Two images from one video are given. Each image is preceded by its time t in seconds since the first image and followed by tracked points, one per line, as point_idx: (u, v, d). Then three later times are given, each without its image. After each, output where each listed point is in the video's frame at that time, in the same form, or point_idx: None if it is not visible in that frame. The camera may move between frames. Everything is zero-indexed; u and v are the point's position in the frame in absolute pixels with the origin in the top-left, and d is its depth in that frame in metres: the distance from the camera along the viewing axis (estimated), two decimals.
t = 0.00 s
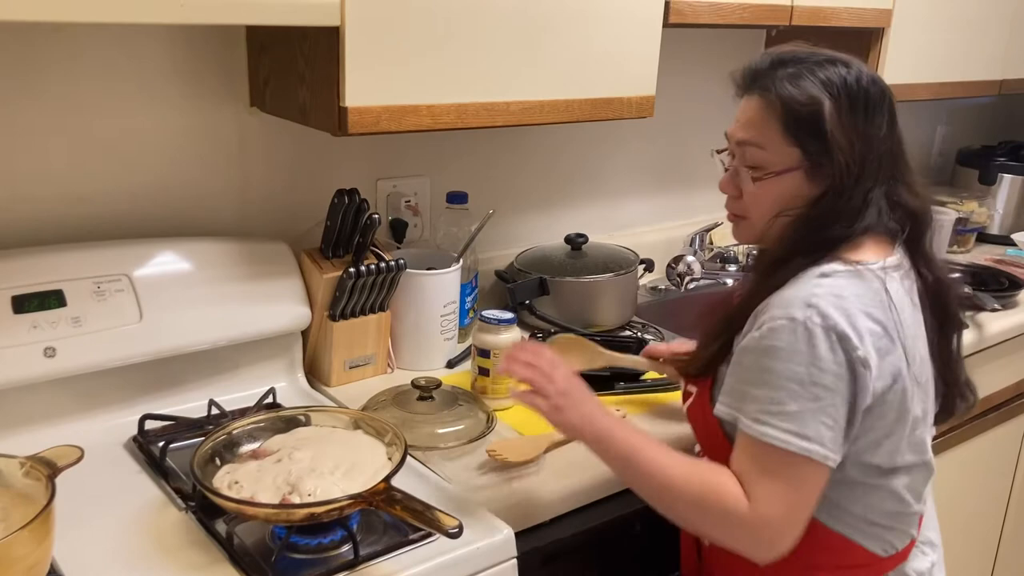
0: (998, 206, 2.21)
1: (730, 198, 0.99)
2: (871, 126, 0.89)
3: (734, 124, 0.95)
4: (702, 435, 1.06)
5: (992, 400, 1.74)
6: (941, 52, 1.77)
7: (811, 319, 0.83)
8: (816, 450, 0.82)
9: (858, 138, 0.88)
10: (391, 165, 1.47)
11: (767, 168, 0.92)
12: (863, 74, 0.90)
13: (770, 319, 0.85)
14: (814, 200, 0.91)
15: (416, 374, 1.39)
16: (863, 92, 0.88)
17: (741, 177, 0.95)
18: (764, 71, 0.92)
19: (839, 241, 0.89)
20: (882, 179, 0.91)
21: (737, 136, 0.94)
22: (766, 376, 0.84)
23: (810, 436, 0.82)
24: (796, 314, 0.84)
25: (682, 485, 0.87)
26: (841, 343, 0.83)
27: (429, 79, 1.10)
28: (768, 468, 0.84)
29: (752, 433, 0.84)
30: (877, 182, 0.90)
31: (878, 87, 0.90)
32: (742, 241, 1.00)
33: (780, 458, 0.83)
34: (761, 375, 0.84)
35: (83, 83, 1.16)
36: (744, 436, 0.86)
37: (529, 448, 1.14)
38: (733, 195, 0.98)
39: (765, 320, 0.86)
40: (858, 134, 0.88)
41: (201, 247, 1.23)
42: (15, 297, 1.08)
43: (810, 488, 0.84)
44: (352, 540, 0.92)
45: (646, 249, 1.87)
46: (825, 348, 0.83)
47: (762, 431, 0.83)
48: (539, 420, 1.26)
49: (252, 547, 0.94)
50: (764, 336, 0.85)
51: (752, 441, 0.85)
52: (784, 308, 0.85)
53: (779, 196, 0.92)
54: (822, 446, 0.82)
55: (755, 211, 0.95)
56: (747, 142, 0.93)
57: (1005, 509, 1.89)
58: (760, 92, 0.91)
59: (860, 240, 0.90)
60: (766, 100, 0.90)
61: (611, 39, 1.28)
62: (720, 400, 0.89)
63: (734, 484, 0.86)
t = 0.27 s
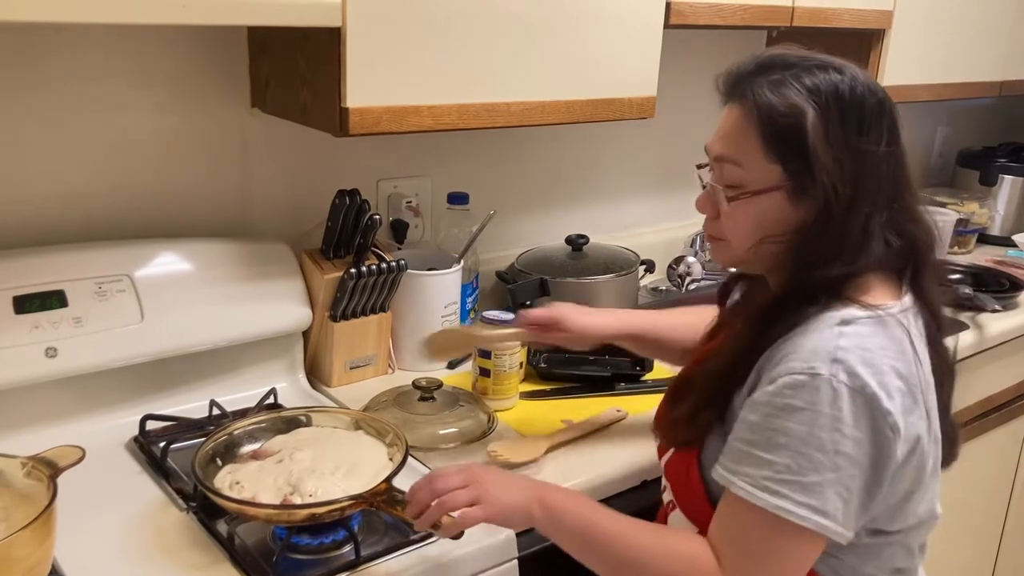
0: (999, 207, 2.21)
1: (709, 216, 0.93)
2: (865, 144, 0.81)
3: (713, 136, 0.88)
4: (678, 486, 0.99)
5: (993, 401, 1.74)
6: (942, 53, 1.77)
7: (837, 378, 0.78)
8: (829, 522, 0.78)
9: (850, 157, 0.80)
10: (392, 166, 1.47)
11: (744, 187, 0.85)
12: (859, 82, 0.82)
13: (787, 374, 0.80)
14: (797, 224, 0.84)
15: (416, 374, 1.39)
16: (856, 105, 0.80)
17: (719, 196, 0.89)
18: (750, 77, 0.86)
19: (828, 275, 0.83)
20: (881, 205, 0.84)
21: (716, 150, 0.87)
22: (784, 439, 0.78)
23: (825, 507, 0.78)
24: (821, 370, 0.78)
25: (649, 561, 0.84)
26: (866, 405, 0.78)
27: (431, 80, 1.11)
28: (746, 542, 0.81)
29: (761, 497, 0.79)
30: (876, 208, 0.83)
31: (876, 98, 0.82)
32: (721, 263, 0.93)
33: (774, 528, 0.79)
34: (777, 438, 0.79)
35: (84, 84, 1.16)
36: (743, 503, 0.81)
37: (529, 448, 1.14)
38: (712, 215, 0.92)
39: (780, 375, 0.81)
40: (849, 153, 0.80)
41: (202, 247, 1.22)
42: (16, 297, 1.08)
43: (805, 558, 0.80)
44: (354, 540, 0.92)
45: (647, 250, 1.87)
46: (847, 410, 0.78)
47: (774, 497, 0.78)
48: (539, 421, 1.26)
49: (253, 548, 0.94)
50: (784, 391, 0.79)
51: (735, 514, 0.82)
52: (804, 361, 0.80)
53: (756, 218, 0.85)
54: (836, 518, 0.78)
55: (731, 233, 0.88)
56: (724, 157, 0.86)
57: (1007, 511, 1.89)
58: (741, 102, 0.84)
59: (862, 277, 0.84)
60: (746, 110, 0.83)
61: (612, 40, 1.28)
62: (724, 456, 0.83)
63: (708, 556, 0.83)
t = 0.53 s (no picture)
0: (1000, 206, 2.21)
1: (684, 231, 0.86)
2: (855, 161, 0.75)
3: (689, 147, 0.81)
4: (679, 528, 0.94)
5: (995, 400, 1.74)
6: (943, 52, 1.78)
7: (860, 403, 0.73)
8: (860, 558, 0.74)
9: (834, 175, 0.74)
10: (394, 165, 1.47)
11: (719, 205, 0.79)
12: (846, 89, 0.75)
13: (806, 403, 0.75)
14: (779, 246, 0.78)
15: (418, 373, 1.40)
16: (845, 118, 0.74)
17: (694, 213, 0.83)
18: (728, 84, 0.80)
19: (822, 306, 0.77)
20: (876, 229, 0.78)
21: (692, 163, 0.81)
22: (808, 473, 0.74)
23: (855, 542, 0.74)
24: (843, 395, 0.74)
25: None
26: (893, 430, 0.74)
27: (433, 78, 1.11)
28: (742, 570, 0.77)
29: (786, 536, 0.75)
30: (872, 233, 0.77)
31: (865, 106, 0.75)
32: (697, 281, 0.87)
33: (774, 559, 0.76)
34: (801, 472, 0.74)
35: (87, 82, 1.16)
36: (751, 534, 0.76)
37: (531, 447, 1.14)
38: (686, 229, 0.85)
39: (797, 403, 0.76)
40: (833, 171, 0.74)
41: (203, 245, 1.22)
42: (19, 295, 1.08)
43: None
44: (355, 539, 0.92)
45: (648, 249, 1.87)
46: (873, 437, 0.73)
47: (801, 534, 0.74)
48: (541, 420, 1.26)
49: (255, 546, 0.95)
50: (803, 421, 0.75)
51: (734, 543, 0.78)
52: (824, 388, 0.75)
53: (732, 238, 0.79)
54: (869, 550, 0.74)
55: (706, 252, 0.82)
56: (699, 170, 0.80)
57: (1008, 510, 1.89)
58: (719, 111, 0.78)
59: (864, 301, 0.78)
60: (722, 123, 0.77)
61: (614, 38, 1.28)
62: (737, 492, 0.78)
63: None
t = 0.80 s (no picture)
0: (1002, 204, 2.21)
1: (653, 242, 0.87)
2: (825, 170, 0.76)
3: (654, 158, 0.82)
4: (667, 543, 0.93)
5: (994, 398, 1.74)
6: (945, 49, 1.77)
7: (855, 411, 0.74)
8: (860, 566, 0.74)
9: (804, 184, 0.75)
10: (395, 162, 1.47)
11: (686, 217, 0.80)
12: (814, 94, 0.76)
13: (800, 413, 0.75)
14: (749, 255, 0.79)
15: (419, 370, 1.40)
16: (815, 125, 0.75)
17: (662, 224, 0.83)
18: (693, 93, 0.80)
19: (799, 318, 0.78)
20: (850, 236, 0.79)
21: (658, 175, 0.81)
22: (805, 484, 0.74)
23: (856, 550, 0.74)
24: (837, 403, 0.74)
25: None
26: (887, 436, 0.74)
27: (434, 75, 1.11)
28: None
29: (787, 548, 0.74)
30: (845, 241, 0.78)
31: (833, 111, 0.76)
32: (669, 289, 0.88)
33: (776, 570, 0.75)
34: (798, 484, 0.74)
35: (88, 79, 1.16)
36: (748, 551, 0.76)
37: (532, 444, 1.15)
38: (656, 240, 0.86)
39: (790, 413, 0.76)
40: (800, 181, 0.75)
41: (204, 243, 1.23)
42: (20, 292, 1.08)
43: None
44: (356, 536, 0.92)
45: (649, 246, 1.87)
46: (868, 444, 0.74)
47: (801, 545, 0.74)
48: (542, 417, 1.27)
49: (256, 543, 0.95)
50: (798, 431, 0.74)
51: (733, 557, 0.76)
52: (816, 397, 0.75)
53: (703, 251, 0.80)
54: (869, 556, 0.74)
55: (678, 265, 0.83)
56: (665, 184, 0.80)
57: (1008, 509, 1.90)
58: (684, 123, 0.79)
59: (842, 308, 0.79)
60: (688, 136, 0.78)
61: (616, 36, 1.28)
62: (728, 505, 0.78)
63: None
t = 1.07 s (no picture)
0: (1003, 200, 2.20)
1: (639, 237, 0.88)
2: (805, 163, 0.77)
3: (636, 157, 0.83)
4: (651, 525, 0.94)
5: (996, 394, 1.74)
6: (947, 44, 1.77)
7: (843, 396, 0.75)
8: (856, 548, 0.76)
9: (786, 178, 0.77)
10: (396, 157, 1.47)
11: (671, 215, 0.81)
12: (791, 88, 0.77)
13: (791, 400, 0.76)
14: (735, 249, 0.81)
15: (420, 365, 1.40)
16: (794, 120, 0.76)
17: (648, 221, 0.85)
18: (672, 92, 0.81)
19: (783, 309, 0.79)
20: (831, 226, 0.80)
21: (640, 174, 0.83)
22: (797, 469, 0.75)
23: (850, 532, 0.76)
24: (826, 389, 0.75)
25: None
26: (872, 418, 0.76)
27: (435, 71, 1.11)
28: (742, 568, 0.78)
29: (783, 533, 0.76)
30: (827, 231, 0.80)
31: (811, 103, 0.77)
32: (656, 283, 0.89)
33: (772, 555, 0.77)
34: (791, 469, 0.75)
35: (89, 74, 1.16)
36: (745, 538, 0.77)
37: (534, 439, 1.15)
38: (642, 236, 0.87)
39: (780, 400, 0.77)
40: (783, 174, 0.77)
41: (206, 238, 1.23)
42: (22, 287, 1.08)
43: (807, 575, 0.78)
44: (358, 529, 0.92)
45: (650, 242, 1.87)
46: (856, 428, 0.75)
47: (797, 531, 0.75)
48: (543, 412, 1.27)
49: (259, 537, 0.95)
50: (789, 419, 0.76)
51: (731, 544, 0.78)
52: (805, 383, 0.76)
53: (688, 247, 0.81)
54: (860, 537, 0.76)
55: (664, 260, 0.84)
56: (649, 181, 0.82)
57: (1010, 505, 1.89)
58: (665, 122, 0.80)
59: (826, 296, 0.81)
60: (669, 134, 0.79)
61: (616, 30, 1.28)
62: (722, 492, 0.79)
63: None
